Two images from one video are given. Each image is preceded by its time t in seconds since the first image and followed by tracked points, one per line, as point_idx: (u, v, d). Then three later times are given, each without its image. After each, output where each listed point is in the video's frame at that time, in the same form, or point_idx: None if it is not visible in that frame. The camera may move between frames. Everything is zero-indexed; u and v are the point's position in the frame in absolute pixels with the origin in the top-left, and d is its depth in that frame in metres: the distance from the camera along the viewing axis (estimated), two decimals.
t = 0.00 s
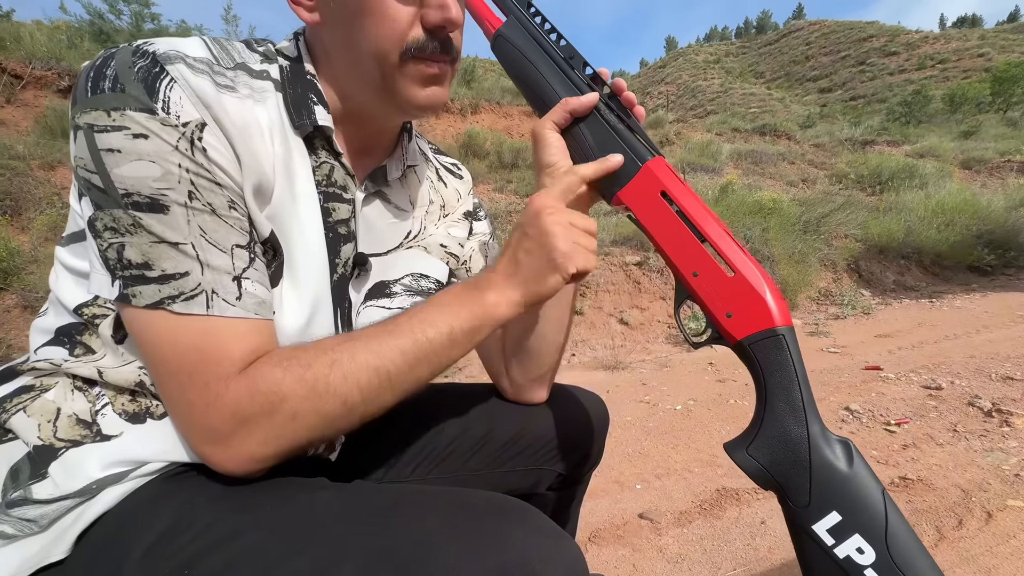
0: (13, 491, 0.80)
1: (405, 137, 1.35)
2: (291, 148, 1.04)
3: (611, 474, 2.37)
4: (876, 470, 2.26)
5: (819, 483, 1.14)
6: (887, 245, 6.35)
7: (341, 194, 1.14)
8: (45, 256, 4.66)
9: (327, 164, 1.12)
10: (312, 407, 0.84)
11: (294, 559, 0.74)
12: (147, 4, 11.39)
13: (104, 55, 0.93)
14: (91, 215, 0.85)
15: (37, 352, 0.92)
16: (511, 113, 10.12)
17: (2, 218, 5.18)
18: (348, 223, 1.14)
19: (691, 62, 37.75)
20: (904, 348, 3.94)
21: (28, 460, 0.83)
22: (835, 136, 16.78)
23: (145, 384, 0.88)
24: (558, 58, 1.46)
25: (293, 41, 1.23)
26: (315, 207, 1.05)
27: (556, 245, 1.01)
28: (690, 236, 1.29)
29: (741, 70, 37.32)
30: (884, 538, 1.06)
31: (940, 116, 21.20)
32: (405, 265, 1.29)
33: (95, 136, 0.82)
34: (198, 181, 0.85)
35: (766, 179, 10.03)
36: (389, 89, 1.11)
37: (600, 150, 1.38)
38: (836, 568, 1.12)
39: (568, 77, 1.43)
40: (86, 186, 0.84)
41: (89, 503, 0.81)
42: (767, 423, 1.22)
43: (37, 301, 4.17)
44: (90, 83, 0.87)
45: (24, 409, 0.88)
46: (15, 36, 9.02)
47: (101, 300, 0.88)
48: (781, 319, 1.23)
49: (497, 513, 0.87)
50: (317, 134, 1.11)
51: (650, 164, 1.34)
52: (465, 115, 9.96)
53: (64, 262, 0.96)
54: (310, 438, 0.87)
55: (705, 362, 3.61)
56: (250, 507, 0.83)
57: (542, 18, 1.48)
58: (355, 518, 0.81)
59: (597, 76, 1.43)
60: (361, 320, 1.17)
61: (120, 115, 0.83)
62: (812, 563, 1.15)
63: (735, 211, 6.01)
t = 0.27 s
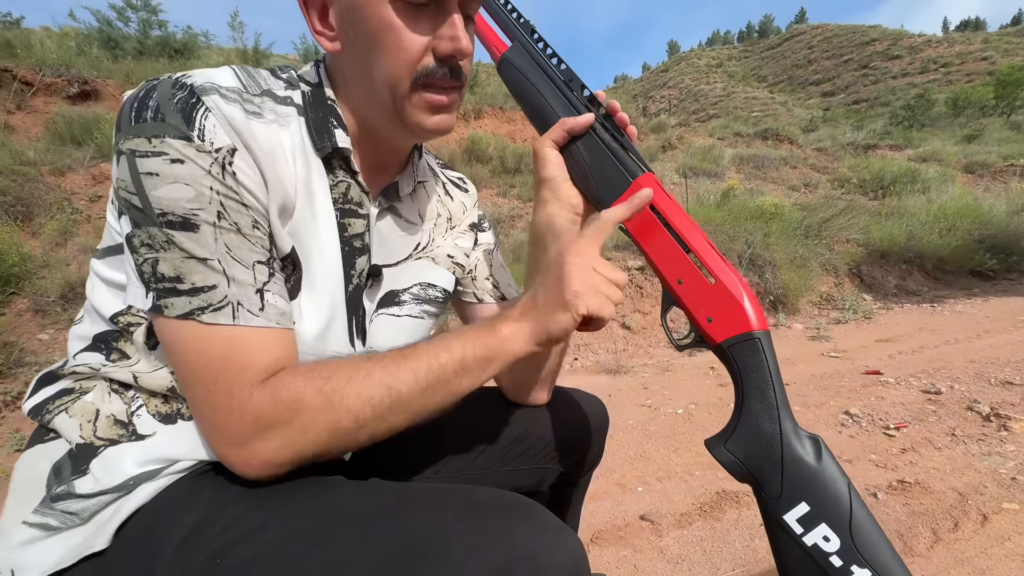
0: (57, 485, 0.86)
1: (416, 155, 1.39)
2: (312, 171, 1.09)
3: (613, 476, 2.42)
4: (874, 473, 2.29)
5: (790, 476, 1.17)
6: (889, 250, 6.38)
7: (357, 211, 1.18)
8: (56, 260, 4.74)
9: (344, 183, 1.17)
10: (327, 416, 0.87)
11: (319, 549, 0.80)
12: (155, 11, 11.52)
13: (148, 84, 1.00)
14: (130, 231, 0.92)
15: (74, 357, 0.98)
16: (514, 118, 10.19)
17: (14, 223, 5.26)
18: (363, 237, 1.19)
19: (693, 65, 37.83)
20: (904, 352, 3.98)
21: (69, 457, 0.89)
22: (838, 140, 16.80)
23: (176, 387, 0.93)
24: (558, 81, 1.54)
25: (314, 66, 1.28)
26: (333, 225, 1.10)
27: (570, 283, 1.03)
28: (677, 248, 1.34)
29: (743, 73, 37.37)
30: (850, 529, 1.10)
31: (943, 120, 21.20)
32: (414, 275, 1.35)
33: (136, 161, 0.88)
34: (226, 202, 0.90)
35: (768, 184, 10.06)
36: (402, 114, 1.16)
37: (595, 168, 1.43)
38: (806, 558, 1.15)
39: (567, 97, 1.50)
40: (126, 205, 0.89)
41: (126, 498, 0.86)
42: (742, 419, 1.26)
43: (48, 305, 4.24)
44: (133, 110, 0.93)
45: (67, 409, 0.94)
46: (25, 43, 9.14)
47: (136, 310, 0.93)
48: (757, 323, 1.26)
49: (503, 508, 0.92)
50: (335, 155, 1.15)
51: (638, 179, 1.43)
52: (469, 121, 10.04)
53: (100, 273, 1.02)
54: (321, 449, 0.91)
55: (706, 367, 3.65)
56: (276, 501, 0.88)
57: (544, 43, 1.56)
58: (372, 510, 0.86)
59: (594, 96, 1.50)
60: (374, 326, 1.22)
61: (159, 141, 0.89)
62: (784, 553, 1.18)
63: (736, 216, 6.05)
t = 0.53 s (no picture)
0: (124, 471, 0.96)
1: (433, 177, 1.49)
2: (345, 193, 1.17)
3: (615, 477, 2.50)
4: (867, 475, 2.37)
5: (766, 463, 1.25)
6: (889, 255, 6.44)
7: (382, 228, 1.27)
8: (72, 265, 4.87)
9: (370, 204, 1.26)
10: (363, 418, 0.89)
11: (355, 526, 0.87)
12: (165, 18, 11.72)
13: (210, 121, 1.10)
14: (191, 247, 0.99)
15: (131, 358, 1.07)
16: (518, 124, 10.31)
17: (30, 229, 5.39)
18: (386, 251, 1.28)
19: (696, 70, 37.94)
20: (901, 357, 4.05)
21: (132, 447, 0.98)
22: (840, 145, 16.86)
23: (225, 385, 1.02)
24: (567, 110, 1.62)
25: (346, 99, 1.37)
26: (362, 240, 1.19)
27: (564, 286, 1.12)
28: (668, 261, 1.44)
29: (747, 78, 37.45)
30: (817, 509, 1.19)
31: (946, 125, 21.20)
32: (430, 285, 1.44)
33: (200, 186, 0.96)
34: (275, 219, 0.98)
35: (770, 189, 10.14)
36: (425, 145, 1.26)
37: (599, 190, 1.54)
38: (781, 540, 1.22)
39: (574, 125, 1.58)
40: (189, 224, 0.97)
41: (182, 484, 0.94)
42: (722, 412, 1.34)
43: (65, 308, 4.36)
44: (198, 144, 1.02)
45: (126, 406, 1.03)
46: (39, 51, 9.33)
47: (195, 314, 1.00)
48: (740, 330, 1.33)
49: (514, 489, 0.99)
50: (363, 179, 1.25)
51: (638, 202, 1.49)
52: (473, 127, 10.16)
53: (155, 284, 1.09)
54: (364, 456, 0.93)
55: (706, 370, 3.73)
56: (310, 486, 0.96)
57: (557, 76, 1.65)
58: (395, 493, 0.93)
59: (600, 124, 1.57)
60: (393, 332, 1.32)
61: (220, 168, 0.98)
62: (761, 536, 1.25)
63: (738, 222, 6.13)
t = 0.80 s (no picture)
0: (189, 453, 0.97)
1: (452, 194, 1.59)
2: (377, 214, 1.22)
3: (617, 473, 2.60)
4: (859, 472, 2.47)
5: (738, 445, 1.36)
6: (888, 260, 6.53)
7: (408, 240, 1.33)
8: (90, 268, 5.01)
9: (398, 220, 1.31)
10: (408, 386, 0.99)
11: (394, 494, 0.93)
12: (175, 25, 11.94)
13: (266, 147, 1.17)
14: (244, 260, 1.04)
15: (188, 352, 1.09)
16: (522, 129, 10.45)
17: (48, 232, 5.55)
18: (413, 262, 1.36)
19: (700, 74, 38.05)
20: (898, 360, 4.14)
21: (194, 432, 0.99)
22: (843, 149, 16.93)
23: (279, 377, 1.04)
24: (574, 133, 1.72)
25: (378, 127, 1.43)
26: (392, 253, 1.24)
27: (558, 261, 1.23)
28: (661, 272, 1.55)
29: (750, 82, 37.53)
30: (782, 484, 1.29)
31: (950, 129, 21.22)
32: (449, 291, 1.55)
33: (259, 204, 1.02)
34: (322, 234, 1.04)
35: (772, 194, 10.24)
36: (448, 170, 1.32)
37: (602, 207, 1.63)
38: (753, 516, 1.32)
39: (580, 145, 1.68)
40: (247, 237, 1.02)
41: (241, 463, 0.96)
42: (705, 403, 1.45)
43: (83, 310, 4.50)
44: (256, 168, 1.08)
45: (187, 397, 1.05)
46: (54, 58, 9.54)
47: (248, 314, 1.01)
48: (722, 333, 1.47)
49: (528, 465, 1.04)
50: (392, 198, 1.29)
51: (638, 220, 1.59)
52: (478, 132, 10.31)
53: (205, 288, 1.12)
54: (398, 417, 1.01)
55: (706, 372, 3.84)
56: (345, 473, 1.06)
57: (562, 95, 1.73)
58: (413, 473, 0.98)
59: (603, 146, 1.68)
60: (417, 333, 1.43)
61: (277, 189, 1.04)
62: (737, 515, 1.35)
63: (739, 227, 6.22)
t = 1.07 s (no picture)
0: (234, 434, 1.11)
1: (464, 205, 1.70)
2: (400, 225, 1.31)
3: (617, 467, 2.72)
4: (848, 467, 2.58)
5: (718, 428, 1.48)
6: (887, 263, 6.62)
7: (426, 247, 1.44)
8: (105, 269, 5.15)
9: (417, 229, 1.40)
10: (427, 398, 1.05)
11: (416, 472, 1.04)
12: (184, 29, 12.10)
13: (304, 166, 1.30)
14: (286, 268, 1.16)
15: (232, 347, 1.22)
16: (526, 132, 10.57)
17: (63, 234, 5.69)
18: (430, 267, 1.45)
19: (703, 75, 38.10)
20: (892, 361, 4.24)
21: (238, 416, 1.13)
22: (846, 152, 16.99)
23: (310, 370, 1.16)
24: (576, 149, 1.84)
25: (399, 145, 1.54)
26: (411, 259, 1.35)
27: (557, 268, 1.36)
28: (652, 275, 1.69)
29: (754, 83, 37.56)
30: (756, 460, 1.41)
31: (953, 131, 21.23)
32: (461, 293, 1.67)
33: (298, 219, 1.14)
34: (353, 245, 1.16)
35: (773, 197, 10.34)
36: (464, 186, 1.43)
37: (601, 219, 1.75)
38: (732, 492, 1.42)
39: (581, 161, 1.81)
40: (287, 247, 1.15)
41: (278, 444, 1.08)
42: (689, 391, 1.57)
43: (100, 310, 4.64)
44: (296, 185, 1.21)
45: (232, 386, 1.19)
46: (66, 63, 9.71)
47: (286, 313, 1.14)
48: (705, 330, 1.59)
49: (535, 445, 1.14)
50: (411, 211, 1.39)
51: (632, 228, 1.72)
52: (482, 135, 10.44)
53: (247, 292, 1.25)
54: (421, 419, 1.10)
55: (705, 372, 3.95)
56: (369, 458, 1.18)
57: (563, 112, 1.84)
58: (431, 452, 1.09)
59: (601, 162, 1.81)
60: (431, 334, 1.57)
61: (313, 206, 1.16)
62: (718, 494, 1.45)
63: (739, 230, 6.33)
